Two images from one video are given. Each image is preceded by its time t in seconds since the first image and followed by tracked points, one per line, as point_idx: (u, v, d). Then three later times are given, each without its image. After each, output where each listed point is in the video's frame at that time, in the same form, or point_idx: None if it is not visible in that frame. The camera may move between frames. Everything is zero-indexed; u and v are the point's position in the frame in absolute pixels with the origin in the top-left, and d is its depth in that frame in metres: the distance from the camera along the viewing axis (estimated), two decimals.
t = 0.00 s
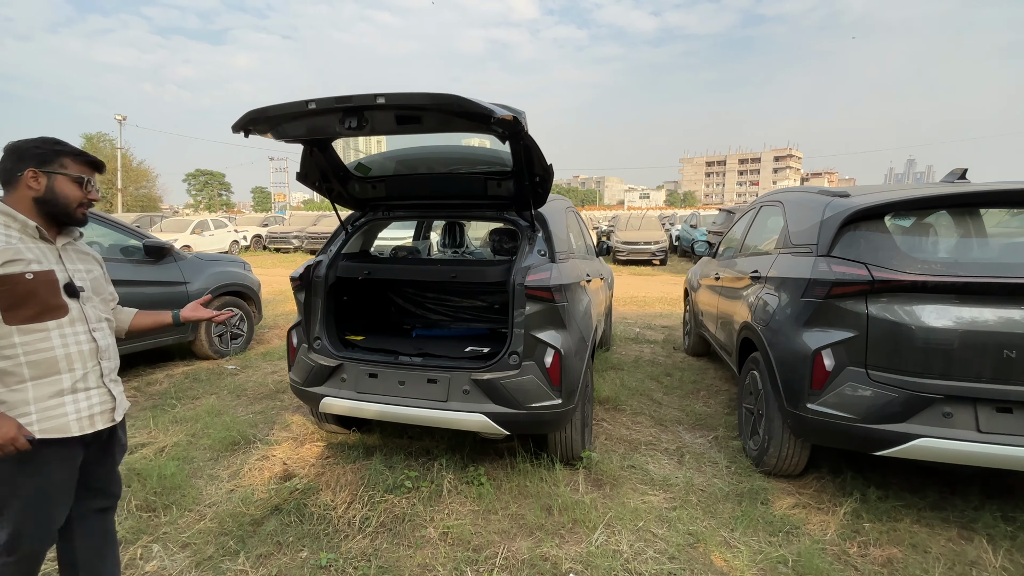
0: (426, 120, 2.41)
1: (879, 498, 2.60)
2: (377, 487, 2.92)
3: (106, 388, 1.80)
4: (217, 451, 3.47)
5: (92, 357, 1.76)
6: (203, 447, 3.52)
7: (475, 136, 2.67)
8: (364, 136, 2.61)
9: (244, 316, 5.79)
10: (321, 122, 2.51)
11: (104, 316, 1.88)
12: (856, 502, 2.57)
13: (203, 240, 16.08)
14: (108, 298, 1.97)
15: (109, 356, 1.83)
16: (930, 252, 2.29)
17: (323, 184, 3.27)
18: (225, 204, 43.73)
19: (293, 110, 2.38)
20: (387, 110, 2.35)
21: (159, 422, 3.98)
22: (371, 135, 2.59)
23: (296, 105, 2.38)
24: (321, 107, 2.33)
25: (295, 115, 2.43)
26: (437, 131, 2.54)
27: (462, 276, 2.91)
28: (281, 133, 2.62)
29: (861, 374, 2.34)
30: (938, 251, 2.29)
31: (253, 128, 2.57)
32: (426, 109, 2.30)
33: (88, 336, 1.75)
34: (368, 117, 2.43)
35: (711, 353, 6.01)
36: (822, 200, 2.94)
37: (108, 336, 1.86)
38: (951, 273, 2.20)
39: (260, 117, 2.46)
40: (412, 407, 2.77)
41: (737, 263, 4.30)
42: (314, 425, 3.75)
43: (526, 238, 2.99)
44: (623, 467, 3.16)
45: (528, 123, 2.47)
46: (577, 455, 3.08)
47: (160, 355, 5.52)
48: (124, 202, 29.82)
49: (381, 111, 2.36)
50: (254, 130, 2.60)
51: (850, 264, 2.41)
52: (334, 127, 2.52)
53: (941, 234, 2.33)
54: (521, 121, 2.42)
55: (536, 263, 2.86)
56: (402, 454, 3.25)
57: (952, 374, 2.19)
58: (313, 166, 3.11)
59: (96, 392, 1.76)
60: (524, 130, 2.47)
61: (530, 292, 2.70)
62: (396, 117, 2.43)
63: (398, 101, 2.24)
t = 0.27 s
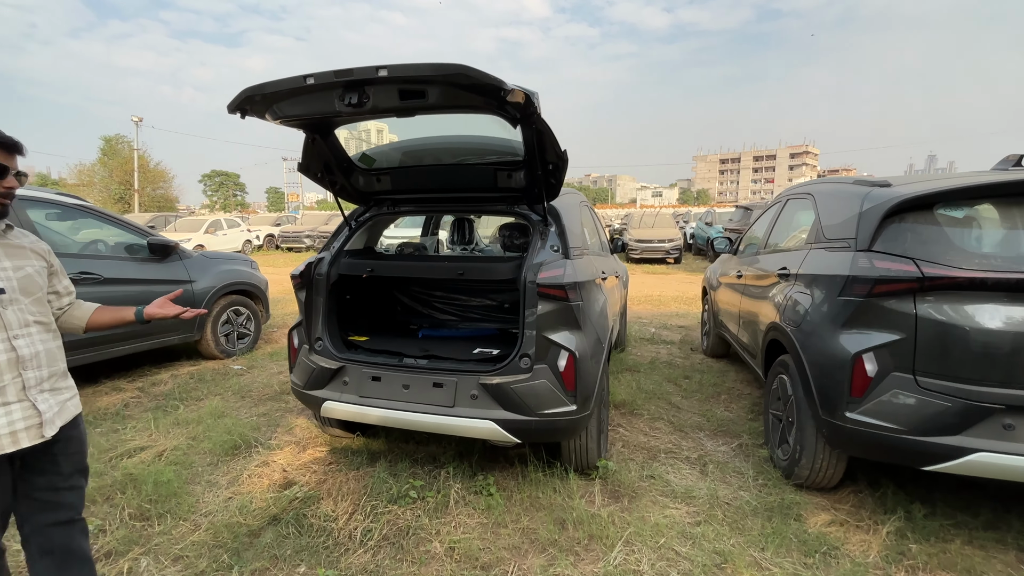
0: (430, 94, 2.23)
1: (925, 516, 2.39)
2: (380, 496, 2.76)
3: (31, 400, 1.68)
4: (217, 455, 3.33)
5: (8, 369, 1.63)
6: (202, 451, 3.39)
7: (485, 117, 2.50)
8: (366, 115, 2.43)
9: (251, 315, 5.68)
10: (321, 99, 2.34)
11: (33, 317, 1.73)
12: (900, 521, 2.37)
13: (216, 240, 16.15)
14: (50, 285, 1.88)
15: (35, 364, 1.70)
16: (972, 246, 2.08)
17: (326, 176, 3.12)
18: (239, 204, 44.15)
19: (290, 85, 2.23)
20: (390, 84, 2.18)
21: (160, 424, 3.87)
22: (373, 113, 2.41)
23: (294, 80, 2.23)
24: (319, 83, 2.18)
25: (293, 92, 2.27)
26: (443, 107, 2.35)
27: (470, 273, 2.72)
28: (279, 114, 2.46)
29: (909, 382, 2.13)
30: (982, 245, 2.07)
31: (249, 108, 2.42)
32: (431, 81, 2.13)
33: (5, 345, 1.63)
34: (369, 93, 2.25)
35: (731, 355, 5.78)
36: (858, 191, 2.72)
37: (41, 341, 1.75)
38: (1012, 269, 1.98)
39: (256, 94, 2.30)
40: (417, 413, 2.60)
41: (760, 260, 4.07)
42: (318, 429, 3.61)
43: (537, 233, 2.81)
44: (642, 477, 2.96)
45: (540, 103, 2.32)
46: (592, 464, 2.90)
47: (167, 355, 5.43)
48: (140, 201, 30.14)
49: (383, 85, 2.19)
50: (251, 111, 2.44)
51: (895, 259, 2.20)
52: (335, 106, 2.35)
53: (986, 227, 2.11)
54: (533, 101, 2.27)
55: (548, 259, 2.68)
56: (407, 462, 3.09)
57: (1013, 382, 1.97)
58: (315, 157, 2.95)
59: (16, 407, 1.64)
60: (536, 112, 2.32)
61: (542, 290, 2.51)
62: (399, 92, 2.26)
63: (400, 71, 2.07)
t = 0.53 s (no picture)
0: (433, 76, 2.08)
1: (968, 535, 2.24)
2: (382, 507, 2.63)
3: None
4: (216, 459, 3.23)
5: None
6: (202, 456, 3.29)
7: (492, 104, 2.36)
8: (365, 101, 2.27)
9: (256, 314, 5.60)
10: (318, 83, 2.20)
11: None
12: (940, 541, 2.22)
13: (227, 237, 16.18)
14: None
15: None
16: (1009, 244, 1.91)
17: (327, 171, 3.00)
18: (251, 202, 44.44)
19: (286, 65, 2.09)
20: (391, 65, 2.04)
21: (161, 426, 3.78)
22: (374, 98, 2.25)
23: (290, 61, 2.09)
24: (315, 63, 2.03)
25: (289, 74, 2.13)
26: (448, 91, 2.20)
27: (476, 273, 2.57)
28: (274, 100, 2.31)
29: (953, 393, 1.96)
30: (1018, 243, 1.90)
31: (245, 93, 2.29)
32: (433, 60, 1.98)
33: None
34: (369, 74, 2.10)
35: (747, 356, 5.59)
36: (892, 184, 2.54)
37: None
38: None
39: (251, 76, 2.17)
40: (420, 420, 2.47)
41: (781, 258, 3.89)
42: (320, 433, 3.50)
43: (546, 230, 2.65)
44: (658, 489, 2.81)
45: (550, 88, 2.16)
46: (604, 473, 2.77)
47: (171, 354, 5.35)
48: (153, 199, 30.39)
49: (382, 66, 2.04)
50: (247, 96, 2.31)
51: (938, 258, 2.02)
52: (333, 90, 2.20)
53: None
54: (543, 85, 2.11)
55: (558, 258, 2.52)
56: (411, 469, 2.97)
57: None
58: (315, 150, 2.83)
59: None
60: (546, 97, 2.17)
61: (551, 291, 2.36)
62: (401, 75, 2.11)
63: (401, 49, 1.92)
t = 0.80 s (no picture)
0: (437, 50, 1.96)
1: (1004, 545, 2.11)
2: (384, 508, 2.53)
3: None
4: (216, 457, 3.15)
5: None
6: (201, 453, 3.21)
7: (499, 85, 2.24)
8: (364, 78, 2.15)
9: (260, 308, 5.52)
10: (314, 61, 2.08)
11: None
12: (975, 551, 2.10)
13: (234, 232, 16.16)
14: None
15: None
16: None
17: (328, 160, 2.89)
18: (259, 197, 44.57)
19: (280, 41, 1.97)
20: (391, 39, 1.91)
21: (161, 421, 3.71)
22: (373, 75, 2.13)
23: (285, 36, 1.97)
24: (312, 38, 1.91)
25: (284, 51, 2.01)
26: (451, 66, 2.07)
27: (482, 266, 2.45)
28: (270, 81, 2.20)
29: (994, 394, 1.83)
30: None
31: (239, 72, 2.17)
32: (437, 34, 1.86)
33: None
34: (368, 50, 1.98)
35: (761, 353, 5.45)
36: (924, 173, 2.39)
37: None
38: None
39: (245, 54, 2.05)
40: (423, 419, 2.37)
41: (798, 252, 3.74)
42: (322, 430, 3.40)
43: (556, 221, 2.53)
44: (672, 492, 2.69)
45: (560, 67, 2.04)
46: (615, 475, 2.66)
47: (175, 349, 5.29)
48: (161, 194, 30.48)
49: (383, 40, 1.92)
50: (241, 76, 2.19)
51: (979, 250, 1.88)
52: (331, 68, 2.08)
53: None
54: (554, 64, 1.99)
55: (568, 250, 2.40)
56: (415, 468, 2.87)
57: None
58: (315, 138, 2.73)
59: None
60: (555, 76, 2.04)
61: (561, 285, 2.24)
62: (402, 50, 1.99)
63: (402, 21, 1.79)
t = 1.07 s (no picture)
0: (448, 23, 1.84)
1: None
2: (391, 509, 2.43)
3: None
4: (217, 454, 3.06)
5: None
6: (202, 450, 3.11)
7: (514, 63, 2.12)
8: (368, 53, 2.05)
9: (263, 301, 5.42)
10: (316, 35, 1.96)
11: None
12: (1018, 560, 1.98)
13: (237, 225, 16.08)
14: None
15: None
16: None
17: (331, 145, 2.78)
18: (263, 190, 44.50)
19: (281, 14, 1.84)
20: (399, 10, 1.79)
21: (162, 416, 3.62)
22: (378, 50, 2.01)
23: (286, 8, 1.84)
24: (314, 10, 1.78)
25: (285, 24, 1.88)
26: (462, 40, 1.95)
27: (493, 257, 2.33)
28: (270, 58, 2.08)
29: None
30: None
31: (236, 48, 2.04)
32: (449, 5, 1.73)
33: None
34: (373, 21, 1.86)
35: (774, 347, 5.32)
36: (963, 158, 2.27)
37: None
38: None
39: (242, 29, 1.92)
40: (431, 417, 2.26)
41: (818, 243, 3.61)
42: (327, 426, 3.31)
43: (570, 210, 2.40)
44: (691, 492, 2.58)
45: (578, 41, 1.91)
46: (632, 475, 2.56)
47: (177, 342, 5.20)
48: (164, 186, 30.41)
49: (390, 11, 1.79)
50: (238, 52, 2.07)
51: None
52: (335, 43, 1.96)
53: None
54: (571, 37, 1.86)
55: (584, 239, 2.27)
56: (422, 467, 2.77)
57: None
58: (318, 122, 2.62)
59: None
60: (573, 50, 1.92)
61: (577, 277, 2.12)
62: (410, 23, 1.86)
63: None
